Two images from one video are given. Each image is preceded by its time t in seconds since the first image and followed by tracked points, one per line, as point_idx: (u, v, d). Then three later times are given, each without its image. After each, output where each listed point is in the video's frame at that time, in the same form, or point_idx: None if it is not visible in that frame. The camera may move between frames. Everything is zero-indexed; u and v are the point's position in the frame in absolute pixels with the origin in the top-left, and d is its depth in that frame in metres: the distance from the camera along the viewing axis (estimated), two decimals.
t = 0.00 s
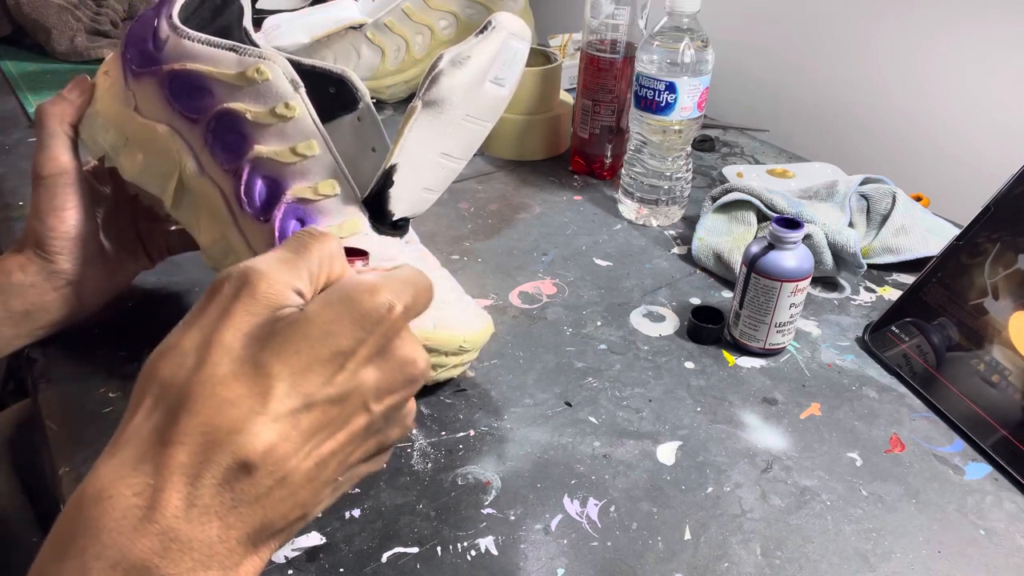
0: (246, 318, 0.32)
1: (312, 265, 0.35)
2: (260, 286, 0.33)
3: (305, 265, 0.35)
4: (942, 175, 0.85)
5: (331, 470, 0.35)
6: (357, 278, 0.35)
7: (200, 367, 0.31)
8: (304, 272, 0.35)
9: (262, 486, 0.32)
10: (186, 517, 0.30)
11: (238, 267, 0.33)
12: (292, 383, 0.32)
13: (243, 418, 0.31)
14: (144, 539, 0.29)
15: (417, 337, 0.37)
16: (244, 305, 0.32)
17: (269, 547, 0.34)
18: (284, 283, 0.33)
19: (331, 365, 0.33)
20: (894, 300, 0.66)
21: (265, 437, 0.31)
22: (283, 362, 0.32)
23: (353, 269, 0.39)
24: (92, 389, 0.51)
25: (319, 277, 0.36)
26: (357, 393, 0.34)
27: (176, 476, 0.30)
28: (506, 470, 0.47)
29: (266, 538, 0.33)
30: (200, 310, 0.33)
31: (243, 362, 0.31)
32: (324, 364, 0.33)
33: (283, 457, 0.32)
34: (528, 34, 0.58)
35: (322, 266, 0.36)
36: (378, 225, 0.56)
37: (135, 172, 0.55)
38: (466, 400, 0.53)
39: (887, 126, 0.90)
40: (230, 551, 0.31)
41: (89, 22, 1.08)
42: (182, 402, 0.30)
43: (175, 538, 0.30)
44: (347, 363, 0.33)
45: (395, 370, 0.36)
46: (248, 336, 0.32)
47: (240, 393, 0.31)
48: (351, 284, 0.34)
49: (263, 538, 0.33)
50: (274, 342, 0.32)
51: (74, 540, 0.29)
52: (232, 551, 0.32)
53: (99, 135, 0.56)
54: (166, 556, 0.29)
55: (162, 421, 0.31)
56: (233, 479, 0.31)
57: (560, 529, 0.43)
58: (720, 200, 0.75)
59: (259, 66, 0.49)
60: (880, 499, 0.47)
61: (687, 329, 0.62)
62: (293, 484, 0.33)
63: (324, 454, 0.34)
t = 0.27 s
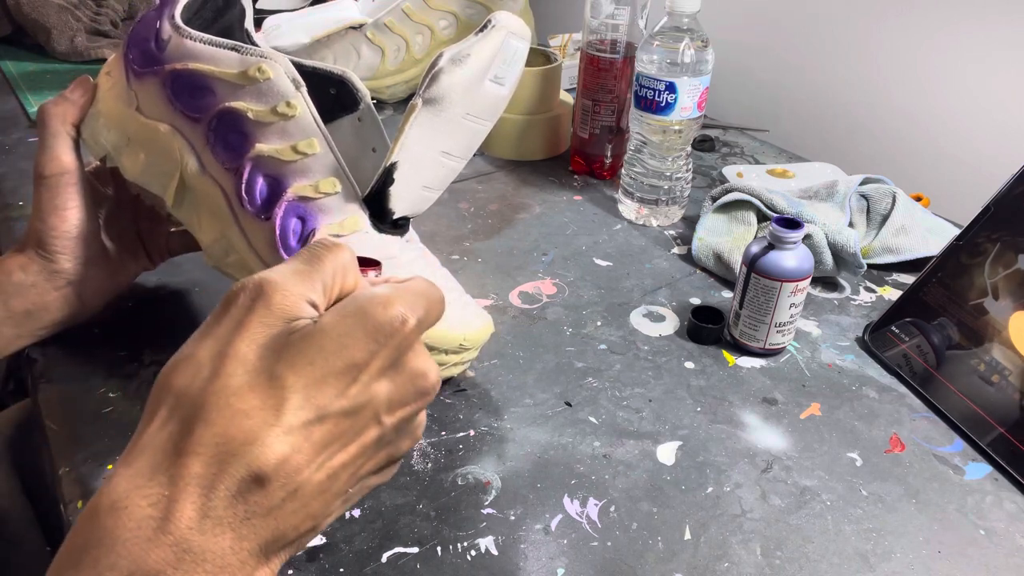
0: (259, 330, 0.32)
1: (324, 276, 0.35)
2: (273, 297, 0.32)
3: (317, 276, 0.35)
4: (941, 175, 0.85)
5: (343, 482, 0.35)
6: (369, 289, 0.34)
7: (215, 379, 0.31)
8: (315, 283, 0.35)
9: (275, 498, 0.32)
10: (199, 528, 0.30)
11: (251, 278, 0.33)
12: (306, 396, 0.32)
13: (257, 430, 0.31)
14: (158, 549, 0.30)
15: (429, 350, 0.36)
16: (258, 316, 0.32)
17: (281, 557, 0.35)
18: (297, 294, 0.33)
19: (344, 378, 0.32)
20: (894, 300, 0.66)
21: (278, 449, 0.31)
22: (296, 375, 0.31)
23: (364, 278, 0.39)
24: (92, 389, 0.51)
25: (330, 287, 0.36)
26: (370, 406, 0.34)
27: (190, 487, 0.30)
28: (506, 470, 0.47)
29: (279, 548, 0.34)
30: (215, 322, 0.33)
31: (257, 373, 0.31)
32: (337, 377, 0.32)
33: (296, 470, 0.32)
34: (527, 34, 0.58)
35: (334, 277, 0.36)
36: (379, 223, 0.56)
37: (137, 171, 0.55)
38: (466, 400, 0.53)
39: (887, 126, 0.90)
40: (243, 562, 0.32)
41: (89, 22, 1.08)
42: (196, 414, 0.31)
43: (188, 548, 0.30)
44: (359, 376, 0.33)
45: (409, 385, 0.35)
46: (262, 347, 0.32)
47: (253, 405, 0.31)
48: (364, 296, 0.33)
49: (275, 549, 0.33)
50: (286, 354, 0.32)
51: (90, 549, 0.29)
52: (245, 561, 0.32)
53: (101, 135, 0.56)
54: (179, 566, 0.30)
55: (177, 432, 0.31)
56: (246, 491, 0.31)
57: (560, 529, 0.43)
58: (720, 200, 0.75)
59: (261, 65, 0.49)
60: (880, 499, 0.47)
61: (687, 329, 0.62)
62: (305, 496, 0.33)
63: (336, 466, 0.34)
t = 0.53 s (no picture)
0: (227, 311, 0.32)
1: (295, 256, 0.35)
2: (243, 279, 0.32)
3: (287, 255, 0.35)
4: (941, 175, 0.85)
5: (318, 462, 0.35)
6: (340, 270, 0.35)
7: (185, 360, 0.31)
8: (286, 263, 0.35)
9: (250, 477, 0.32)
10: (174, 509, 0.30)
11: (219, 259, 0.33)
12: (278, 375, 0.32)
13: (229, 411, 0.31)
14: (133, 532, 0.29)
15: (399, 328, 0.37)
16: (227, 297, 0.32)
17: (257, 539, 0.34)
18: (265, 274, 0.33)
19: (316, 358, 0.33)
20: (894, 300, 0.66)
21: (251, 430, 0.31)
22: (268, 355, 0.31)
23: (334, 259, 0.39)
24: (92, 389, 0.51)
25: (302, 268, 0.36)
26: (342, 385, 0.34)
27: (164, 468, 0.30)
28: (506, 470, 0.47)
29: (255, 530, 0.33)
30: (182, 304, 0.32)
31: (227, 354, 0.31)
32: (308, 356, 0.32)
33: (269, 449, 0.32)
34: (529, 34, 0.58)
35: (305, 257, 0.36)
36: (380, 222, 0.56)
37: (137, 171, 0.55)
38: (466, 400, 0.53)
39: (887, 126, 0.90)
40: (218, 544, 0.31)
41: (89, 22, 1.08)
42: (167, 394, 0.30)
43: (164, 531, 0.29)
44: (333, 355, 0.33)
45: (380, 363, 0.36)
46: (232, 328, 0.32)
47: (225, 385, 0.31)
48: (335, 277, 0.34)
49: (251, 529, 0.33)
50: (257, 334, 0.32)
51: (61, 536, 0.29)
52: (220, 542, 0.32)
53: (101, 134, 0.56)
54: (155, 550, 0.29)
55: (148, 414, 0.30)
56: (221, 472, 0.31)
57: (560, 529, 0.43)
58: (720, 200, 0.75)
59: (264, 64, 0.49)
60: (880, 499, 0.47)
61: (687, 329, 0.62)
62: (281, 475, 0.33)
63: (310, 445, 0.34)
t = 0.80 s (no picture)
0: (221, 308, 0.32)
1: (289, 253, 0.35)
2: (236, 276, 0.33)
3: (283, 252, 0.35)
4: (942, 174, 0.85)
5: (313, 458, 0.35)
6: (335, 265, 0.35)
7: (179, 358, 0.30)
8: (281, 260, 0.35)
9: (246, 475, 0.31)
10: (169, 509, 0.29)
11: (212, 257, 0.33)
12: (273, 372, 0.31)
13: (225, 409, 0.30)
14: (128, 531, 0.28)
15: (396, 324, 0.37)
16: (220, 293, 0.32)
17: (252, 536, 0.34)
18: (261, 270, 0.34)
19: (312, 354, 0.32)
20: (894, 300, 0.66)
21: (248, 428, 0.30)
22: (264, 352, 0.31)
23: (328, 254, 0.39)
24: (91, 389, 0.51)
25: (297, 264, 0.36)
26: (339, 381, 0.34)
27: (159, 467, 0.29)
28: (506, 470, 0.47)
29: (250, 526, 0.33)
30: (176, 302, 0.32)
31: (222, 352, 0.31)
32: (304, 353, 0.32)
33: (265, 446, 0.31)
34: (527, 33, 0.58)
35: (299, 254, 0.36)
36: (379, 222, 0.56)
37: (137, 171, 0.55)
38: (466, 400, 0.53)
39: (887, 125, 0.90)
40: (214, 541, 0.31)
41: (89, 22, 1.08)
42: (161, 392, 0.30)
43: (160, 529, 0.29)
44: (328, 352, 0.33)
45: (376, 358, 0.36)
46: (225, 325, 0.32)
47: (219, 383, 0.30)
48: (330, 272, 0.33)
49: (246, 527, 0.33)
50: (252, 330, 0.31)
51: (55, 535, 0.28)
52: (216, 540, 0.31)
53: (101, 134, 0.56)
54: (151, 548, 0.29)
55: (142, 413, 0.30)
56: (217, 470, 0.30)
57: (560, 529, 0.43)
58: (720, 199, 0.75)
59: (262, 64, 0.49)
60: (880, 500, 0.47)
61: (687, 329, 0.62)
62: (276, 472, 0.32)
63: (306, 442, 0.34)
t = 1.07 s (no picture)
0: (229, 309, 0.31)
1: (298, 253, 0.34)
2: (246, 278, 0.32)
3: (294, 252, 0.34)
4: (942, 174, 0.85)
5: (319, 458, 0.35)
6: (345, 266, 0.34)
7: (187, 360, 0.30)
8: (290, 260, 0.34)
9: (252, 477, 0.31)
10: (176, 509, 0.30)
11: (220, 258, 0.33)
12: (280, 374, 0.31)
13: (232, 411, 0.30)
14: (136, 532, 0.29)
15: (403, 325, 0.36)
16: (229, 295, 0.32)
17: (259, 535, 0.34)
18: (270, 271, 0.33)
19: (319, 357, 0.32)
20: (894, 300, 0.66)
21: (255, 430, 0.30)
22: (271, 354, 0.31)
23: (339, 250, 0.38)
24: (91, 389, 0.51)
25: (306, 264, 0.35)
26: (345, 383, 0.34)
27: (167, 468, 0.29)
28: (506, 470, 0.47)
29: (257, 526, 0.33)
30: (185, 305, 0.32)
31: (229, 354, 0.31)
32: (311, 355, 0.32)
33: (272, 448, 0.32)
34: (528, 34, 0.58)
35: (308, 254, 0.35)
36: (380, 222, 0.56)
37: (137, 171, 0.55)
38: (466, 400, 0.53)
39: (887, 126, 0.90)
40: (221, 541, 0.31)
41: (89, 22, 1.08)
42: (169, 394, 0.30)
43: (167, 530, 0.29)
44: (335, 354, 0.33)
45: (382, 359, 0.35)
46: (234, 327, 0.31)
47: (227, 385, 0.30)
48: (338, 273, 0.33)
49: (253, 526, 0.33)
50: (261, 332, 0.31)
51: (65, 534, 0.28)
52: (223, 540, 0.31)
53: (102, 134, 0.56)
54: (159, 548, 0.29)
55: (151, 414, 0.30)
56: (224, 472, 0.30)
57: (560, 529, 0.43)
58: (720, 199, 0.75)
59: (263, 64, 0.49)
60: (879, 500, 0.47)
61: (687, 329, 0.62)
62: (282, 473, 0.33)
63: (312, 443, 0.34)
